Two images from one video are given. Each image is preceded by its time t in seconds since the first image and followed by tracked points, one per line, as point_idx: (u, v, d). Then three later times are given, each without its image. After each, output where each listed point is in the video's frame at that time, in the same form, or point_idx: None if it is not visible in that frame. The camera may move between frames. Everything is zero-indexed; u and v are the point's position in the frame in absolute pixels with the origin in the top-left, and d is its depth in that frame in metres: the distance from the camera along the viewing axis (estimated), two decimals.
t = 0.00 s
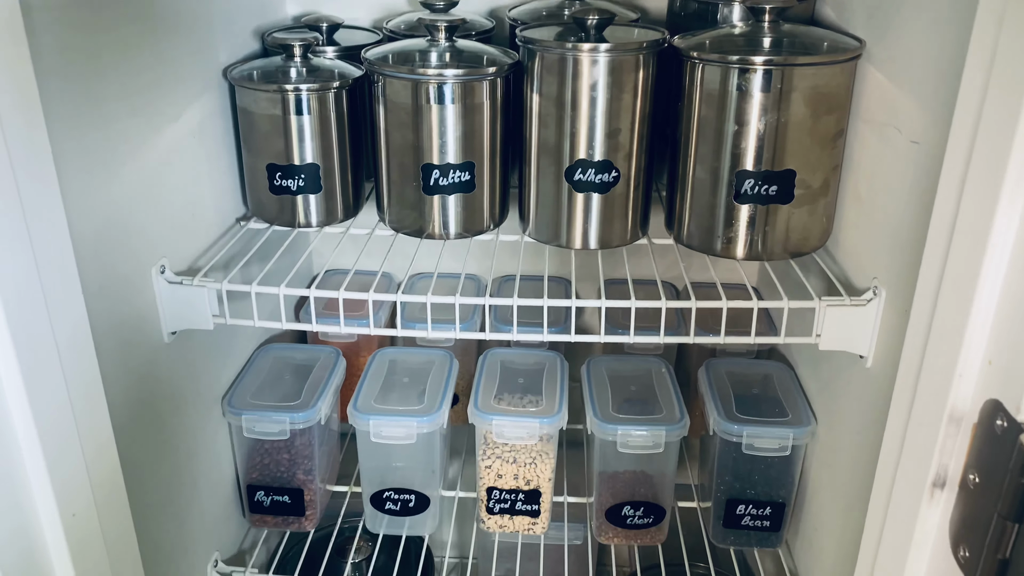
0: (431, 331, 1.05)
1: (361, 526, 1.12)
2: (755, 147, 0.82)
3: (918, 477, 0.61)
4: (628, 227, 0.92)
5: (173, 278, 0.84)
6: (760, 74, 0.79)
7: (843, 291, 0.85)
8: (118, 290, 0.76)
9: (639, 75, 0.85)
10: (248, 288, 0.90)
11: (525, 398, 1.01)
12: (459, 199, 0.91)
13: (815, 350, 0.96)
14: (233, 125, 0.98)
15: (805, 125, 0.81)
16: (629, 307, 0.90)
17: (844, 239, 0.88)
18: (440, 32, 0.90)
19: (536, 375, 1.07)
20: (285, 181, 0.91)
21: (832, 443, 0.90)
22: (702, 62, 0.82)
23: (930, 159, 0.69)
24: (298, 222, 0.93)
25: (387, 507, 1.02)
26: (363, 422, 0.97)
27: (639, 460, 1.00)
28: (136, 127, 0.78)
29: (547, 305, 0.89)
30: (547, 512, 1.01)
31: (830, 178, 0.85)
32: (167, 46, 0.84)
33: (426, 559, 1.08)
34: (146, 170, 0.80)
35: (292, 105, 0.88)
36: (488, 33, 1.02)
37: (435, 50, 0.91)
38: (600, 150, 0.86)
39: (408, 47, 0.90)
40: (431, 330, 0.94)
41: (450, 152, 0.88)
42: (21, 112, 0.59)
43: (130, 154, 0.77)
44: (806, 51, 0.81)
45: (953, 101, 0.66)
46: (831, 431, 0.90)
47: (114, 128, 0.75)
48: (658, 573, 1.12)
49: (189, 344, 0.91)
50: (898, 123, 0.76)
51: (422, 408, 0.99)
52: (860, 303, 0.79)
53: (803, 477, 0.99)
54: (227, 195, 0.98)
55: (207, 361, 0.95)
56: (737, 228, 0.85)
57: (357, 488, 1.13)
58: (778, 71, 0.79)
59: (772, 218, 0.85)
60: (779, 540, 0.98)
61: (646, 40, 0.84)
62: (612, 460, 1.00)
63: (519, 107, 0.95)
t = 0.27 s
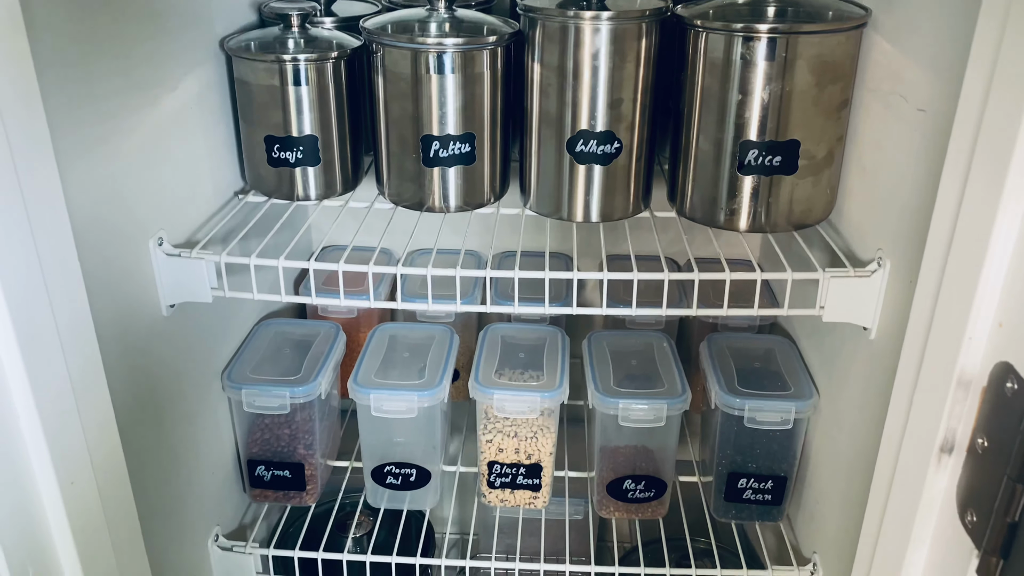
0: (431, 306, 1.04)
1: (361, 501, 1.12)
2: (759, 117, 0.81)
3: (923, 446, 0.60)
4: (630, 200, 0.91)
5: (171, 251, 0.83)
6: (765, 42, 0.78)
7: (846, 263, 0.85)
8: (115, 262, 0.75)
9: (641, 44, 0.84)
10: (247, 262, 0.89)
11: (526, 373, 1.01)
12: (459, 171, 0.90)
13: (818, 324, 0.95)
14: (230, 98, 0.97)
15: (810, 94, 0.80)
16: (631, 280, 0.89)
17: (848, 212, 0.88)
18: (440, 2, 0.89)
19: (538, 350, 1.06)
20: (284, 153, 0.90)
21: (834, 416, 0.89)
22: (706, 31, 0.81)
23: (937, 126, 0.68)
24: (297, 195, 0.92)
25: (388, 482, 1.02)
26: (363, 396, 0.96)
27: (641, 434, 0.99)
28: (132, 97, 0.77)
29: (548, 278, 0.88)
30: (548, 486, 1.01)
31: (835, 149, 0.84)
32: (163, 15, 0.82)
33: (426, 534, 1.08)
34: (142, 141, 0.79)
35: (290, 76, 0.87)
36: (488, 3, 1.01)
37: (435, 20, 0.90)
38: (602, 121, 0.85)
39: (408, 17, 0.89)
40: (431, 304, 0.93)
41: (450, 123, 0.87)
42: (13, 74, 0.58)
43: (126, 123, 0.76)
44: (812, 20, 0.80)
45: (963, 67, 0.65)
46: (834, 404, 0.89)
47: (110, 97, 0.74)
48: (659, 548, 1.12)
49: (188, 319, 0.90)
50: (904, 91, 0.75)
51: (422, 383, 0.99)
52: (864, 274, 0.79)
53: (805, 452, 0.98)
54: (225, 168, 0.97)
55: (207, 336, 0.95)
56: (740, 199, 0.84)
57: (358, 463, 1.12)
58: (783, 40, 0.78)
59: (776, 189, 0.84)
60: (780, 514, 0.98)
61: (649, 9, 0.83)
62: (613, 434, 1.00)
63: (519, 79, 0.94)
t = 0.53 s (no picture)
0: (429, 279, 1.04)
1: (360, 476, 1.12)
2: (760, 86, 0.80)
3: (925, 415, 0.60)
4: (630, 171, 0.90)
5: (167, 222, 0.82)
6: (767, 9, 0.77)
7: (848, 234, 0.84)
8: (110, 234, 0.74)
9: (642, 12, 0.82)
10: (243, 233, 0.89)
11: (525, 347, 1.00)
12: (457, 142, 0.89)
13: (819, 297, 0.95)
14: (225, 68, 0.96)
15: (813, 62, 0.79)
16: (631, 251, 0.89)
17: (851, 182, 0.87)
18: None
19: (536, 324, 1.06)
20: (280, 124, 0.89)
21: (835, 389, 0.89)
22: None
23: (942, 93, 0.67)
24: (293, 166, 0.91)
25: (387, 456, 1.01)
26: (361, 370, 0.96)
27: (641, 408, 0.99)
28: (125, 66, 0.76)
29: (547, 249, 0.87)
30: (548, 459, 1.01)
31: (837, 118, 0.83)
32: None
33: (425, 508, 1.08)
34: (136, 111, 0.78)
35: (285, 45, 0.86)
36: None
37: None
38: (602, 90, 0.84)
39: None
40: (429, 276, 0.93)
41: (447, 93, 0.86)
42: (5, 38, 0.57)
43: (119, 93, 0.75)
44: None
45: (969, 30, 0.64)
46: (835, 377, 0.89)
47: (102, 66, 0.72)
48: (658, 522, 1.12)
49: (185, 292, 0.90)
50: (908, 58, 0.74)
51: (421, 356, 0.98)
52: (866, 244, 0.78)
53: (805, 426, 0.98)
54: (220, 140, 0.96)
55: (203, 309, 0.94)
56: (742, 169, 0.84)
57: (357, 438, 1.12)
58: (785, 6, 0.76)
59: (778, 159, 0.83)
60: (779, 487, 0.98)
61: None
62: (613, 408, 0.99)
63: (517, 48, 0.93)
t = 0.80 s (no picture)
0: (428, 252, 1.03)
1: (359, 450, 1.11)
2: (762, 54, 0.79)
3: (927, 382, 0.59)
4: (630, 142, 0.89)
5: (162, 193, 0.81)
6: None
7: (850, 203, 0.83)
8: (105, 204, 0.74)
9: None
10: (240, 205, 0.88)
11: (524, 320, 1.00)
12: (455, 112, 0.88)
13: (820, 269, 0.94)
14: (220, 38, 0.95)
15: (816, 29, 0.78)
16: (631, 222, 0.88)
17: (853, 152, 0.86)
18: None
19: (536, 298, 1.05)
20: (275, 94, 0.88)
21: (835, 361, 0.88)
22: None
23: (946, 58, 0.66)
24: (289, 138, 0.90)
25: (387, 429, 1.01)
26: (360, 343, 0.96)
27: (641, 381, 0.99)
28: (118, 34, 0.75)
29: (547, 220, 0.87)
30: (547, 433, 1.00)
31: (839, 87, 0.82)
32: None
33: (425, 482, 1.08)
34: (130, 80, 0.77)
35: (281, 14, 0.84)
36: None
37: None
38: (601, 58, 0.83)
39: None
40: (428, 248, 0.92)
41: (445, 62, 0.85)
42: None
43: (112, 62, 0.74)
44: None
45: None
46: (835, 349, 0.88)
47: (94, 34, 0.71)
48: (658, 496, 1.12)
49: (181, 264, 0.89)
50: (912, 24, 0.73)
51: (419, 330, 0.98)
52: (868, 213, 0.77)
53: (805, 398, 0.98)
54: (216, 112, 0.95)
55: (200, 282, 0.94)
56: (743, 139, 0.83)
57: (356, 412, 1.12)
58: None
59: (779, 129, 0.82)
60: (779, 460, 0.97)
61: None
62: (612, 380, 0.99)
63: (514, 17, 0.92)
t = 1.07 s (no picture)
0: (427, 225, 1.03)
1: (359, 425, 1.11)
2: (765, 21, 0.77)
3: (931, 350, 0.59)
4: (631, 112, 0.88)
5: (158, 163, 0.81)
6: None
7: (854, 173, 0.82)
8: (100, 172, 0.73)
9: None
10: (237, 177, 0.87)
11: (524, 294, 0.99)
12: (453, 82, 0.87)
13: (823, 241, 0.93)
14: (215, 8, 0.93)
15: None
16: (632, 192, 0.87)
17: (857, 121, 0.85)
18: None
19: (536, 272, 1.05)
20: (272, 64, 0.87)
21: (838, 332, 0.88)
22: None
23: (954, 21, 0.65)
24: (286, 109, 0.89)
25: (386, 404, 1.00)
26: (359, 316, 0.95)
27: (641, 354, 0.98)
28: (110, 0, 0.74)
29: (547, 190, 0.86)
30: (547, 406, 1.00)
31: (844, 55, 0.81)
32: None
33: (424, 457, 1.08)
34: (123, 48, 0.76)
35: None
36: None
37: None
38: (602, 26, 0.82)
39: None
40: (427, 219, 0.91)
41: (444, 30, 0.84)
42: None
43: (105, 27, 0.73)
44: None
45: None
46: (838, 320, 0.88)
47: None
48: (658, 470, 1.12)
49: (178, 236, 0.88)
50: None
51: (419, 303, 0.97)
52: (872, 182, 0.76)
53: (806, 372, 0.97)
54: (211, 82, 0.93)
55: (198, 255, 0.93)
56: (746, 108, 0.82)
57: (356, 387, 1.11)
58: None
59: (782, 97, 0.81)
60: (780, 434, 0.97)
61: None
62: (613, 354, 0.98)
63: None
